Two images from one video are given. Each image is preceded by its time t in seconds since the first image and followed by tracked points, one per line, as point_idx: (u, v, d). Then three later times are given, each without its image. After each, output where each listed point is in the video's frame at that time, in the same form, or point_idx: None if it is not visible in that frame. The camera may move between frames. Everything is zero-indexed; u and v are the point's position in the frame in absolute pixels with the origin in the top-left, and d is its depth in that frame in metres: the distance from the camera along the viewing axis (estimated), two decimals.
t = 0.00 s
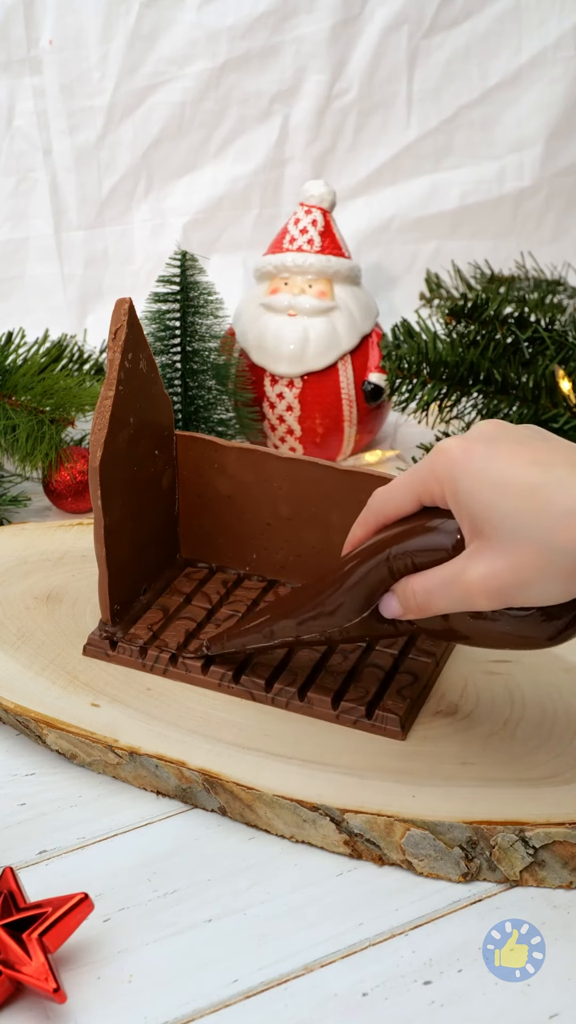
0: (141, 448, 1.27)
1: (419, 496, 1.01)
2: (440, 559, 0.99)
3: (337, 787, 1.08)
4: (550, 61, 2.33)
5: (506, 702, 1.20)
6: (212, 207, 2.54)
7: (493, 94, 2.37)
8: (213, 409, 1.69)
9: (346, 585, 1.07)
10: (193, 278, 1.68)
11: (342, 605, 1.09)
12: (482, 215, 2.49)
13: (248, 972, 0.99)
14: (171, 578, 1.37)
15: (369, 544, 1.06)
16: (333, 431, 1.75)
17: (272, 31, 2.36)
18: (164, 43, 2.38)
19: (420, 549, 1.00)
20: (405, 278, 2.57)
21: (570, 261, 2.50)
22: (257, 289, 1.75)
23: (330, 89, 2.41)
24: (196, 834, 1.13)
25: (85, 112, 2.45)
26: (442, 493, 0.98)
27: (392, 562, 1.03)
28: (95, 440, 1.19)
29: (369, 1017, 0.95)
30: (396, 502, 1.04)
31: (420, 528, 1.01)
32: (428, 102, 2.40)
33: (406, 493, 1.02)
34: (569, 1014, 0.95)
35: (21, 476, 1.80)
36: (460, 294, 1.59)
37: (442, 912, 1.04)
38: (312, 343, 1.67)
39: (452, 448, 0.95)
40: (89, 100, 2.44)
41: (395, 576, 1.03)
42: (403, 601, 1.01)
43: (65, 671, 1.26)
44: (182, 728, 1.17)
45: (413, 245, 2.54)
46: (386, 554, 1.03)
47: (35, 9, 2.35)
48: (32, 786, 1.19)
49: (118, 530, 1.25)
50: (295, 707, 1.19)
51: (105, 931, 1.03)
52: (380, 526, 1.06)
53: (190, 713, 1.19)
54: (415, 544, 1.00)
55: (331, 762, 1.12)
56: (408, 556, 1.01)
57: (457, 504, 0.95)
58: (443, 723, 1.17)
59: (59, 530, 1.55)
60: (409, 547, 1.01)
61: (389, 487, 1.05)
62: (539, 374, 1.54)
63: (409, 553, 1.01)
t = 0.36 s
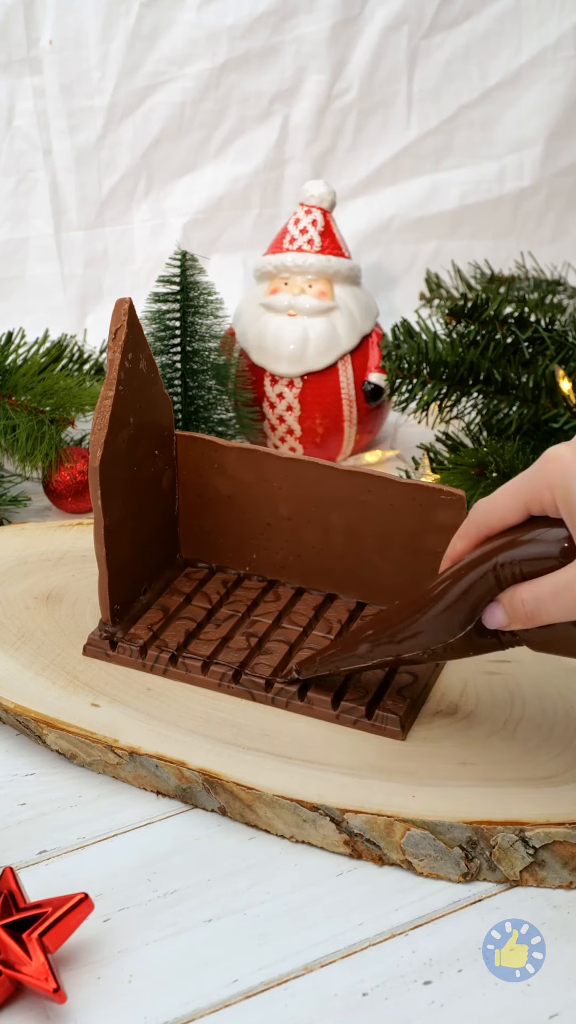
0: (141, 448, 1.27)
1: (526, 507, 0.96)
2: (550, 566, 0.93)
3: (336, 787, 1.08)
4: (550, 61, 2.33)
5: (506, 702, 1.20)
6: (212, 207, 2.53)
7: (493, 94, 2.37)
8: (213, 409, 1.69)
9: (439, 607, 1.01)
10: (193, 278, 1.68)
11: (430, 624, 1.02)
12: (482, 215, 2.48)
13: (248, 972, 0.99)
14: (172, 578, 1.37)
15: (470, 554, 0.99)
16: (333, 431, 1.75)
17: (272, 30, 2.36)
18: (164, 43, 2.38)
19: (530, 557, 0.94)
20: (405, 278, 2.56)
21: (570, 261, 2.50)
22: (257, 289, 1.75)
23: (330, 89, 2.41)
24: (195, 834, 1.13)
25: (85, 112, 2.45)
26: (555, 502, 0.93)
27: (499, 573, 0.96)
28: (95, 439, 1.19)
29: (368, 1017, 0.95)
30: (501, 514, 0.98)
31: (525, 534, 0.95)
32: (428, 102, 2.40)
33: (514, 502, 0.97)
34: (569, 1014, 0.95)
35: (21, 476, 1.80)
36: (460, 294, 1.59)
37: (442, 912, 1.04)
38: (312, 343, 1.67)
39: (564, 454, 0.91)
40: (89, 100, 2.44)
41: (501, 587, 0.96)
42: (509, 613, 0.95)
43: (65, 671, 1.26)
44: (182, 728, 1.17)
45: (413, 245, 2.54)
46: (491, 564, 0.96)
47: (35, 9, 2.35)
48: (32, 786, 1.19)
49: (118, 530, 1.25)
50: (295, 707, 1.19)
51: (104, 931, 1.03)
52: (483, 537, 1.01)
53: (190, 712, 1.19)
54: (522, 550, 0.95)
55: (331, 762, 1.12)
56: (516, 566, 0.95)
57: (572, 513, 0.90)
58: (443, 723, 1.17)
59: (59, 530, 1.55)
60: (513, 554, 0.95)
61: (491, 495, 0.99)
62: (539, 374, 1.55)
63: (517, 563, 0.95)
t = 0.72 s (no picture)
0: (141, 448, 1.27)
1: None
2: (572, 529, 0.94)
3: (336, 787, 1.08)
4: (550, 61, 2.34)
5: (506, 702, 1.20)
6: (212, 207, 2.53)
7: (493, 94, 2.37)
8: (213, 409, 1.69)
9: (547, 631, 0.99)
10: (193, 278, 1.68)
11: (532, 647, 1.00)
12: (482, 215, 2.49)
13: (248, 972, 0.99)
14: (171, 578, 1.37)
15: None
16: (333, 431, 1.75)
17: (272, 30, 2.36)
18: (164, 43, 2.38)
19: None
20: (405, 278, 2.56)
21: (570, 261, 2.50)
22: (257, 289, 1.75)
23: (330, 89, 2.41)
24: (195, 834, 1.13)
25: (85, 112, 2.45)
26: None
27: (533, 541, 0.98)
28: (95, 440, 1.19)
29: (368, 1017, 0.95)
30: None
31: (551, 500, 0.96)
32: (428, 102, 2.40)
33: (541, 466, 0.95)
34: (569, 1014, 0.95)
35: (21, 476, 1.79)
36: (460, 294, 1.59)
37: (442, 912, 1.04)
38: (312, 343, 1.67)
39: None
40: (90, 100, 2.44)
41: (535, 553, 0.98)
42: None
43: (65, 671, 1.26)
44: (182, 728, 1.17)
45: (413, 245, 2.53)
46: None
47: (35, 9, 2.35)
48: (32, 786, 1.19)
49: (118, 530, 1.25)
50: (295, 707, 1.19)
51: (104, 931, 1.03)
52: None
53: (190, 712, 1.19)
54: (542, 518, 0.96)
55: (332, 762, 1.12)
56: None
57: None
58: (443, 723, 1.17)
59: (59, 530, 1.55)
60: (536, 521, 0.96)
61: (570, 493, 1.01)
62: (539, 374, 1.56)
63: None
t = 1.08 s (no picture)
0: (141, 449, 1.27)
1: None
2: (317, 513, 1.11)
3: (336, 787, 1.08)
4: (550, 61, 2.34)
5: (506, 702, 1.20)
6: (212, 207, 2.53)
7: (493, 94, 2.37)
8: (213, 409, 1.69)
9: None
10: (193, 277, 1.68)
11: None
12: (482, 216, 2.48)
13: (248, 972, 0.99)
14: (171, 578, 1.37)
15: None
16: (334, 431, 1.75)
17: (272, 31, 2.36)
18: (164, 42, 2.38)
19: None
20: (405, 278, 2.56)
21: (570, 261, 2.50)
22: (257, 289, 1.75)
23: (330, 89, 2.41)
24: (196, 834, 1.13)
25: (85, 112, 2.45)
26: (317, 456, 1.08)
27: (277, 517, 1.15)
28: (95, 439, 1.19)
29: (368, 1017, 0.95)
30: None
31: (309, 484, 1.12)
32: (428, 102, 2.40)
33: (285, 454, 1.13)
34: (569, 1014, 0.95)
35: (21, 477, 1.79)
36: (460, 295, 1.61)
37: (442, 912, 1.04)
38: (312, 343, 1.67)
39: (326, 408, 1.04)
40: (90, 100, 2.44)
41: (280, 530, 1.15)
42: None
43: (65, 671, 1.26)
44: (182, 728, 1.17)
45: (413, 245, 2.53)
46: None
47: (36, 9, 2.35)
48: (32, 786, 1.19)
49: (118, 530, 1.25)
50: (295, 707, 1.19)
51: (105, 931, 1.03)
52: None
53: (190, 713, 1.19)
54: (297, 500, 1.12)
55: (332, 762, 1.12)
56: None
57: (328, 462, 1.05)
58: (443, 724, 1.17)
59: (59, 531, 1.55)
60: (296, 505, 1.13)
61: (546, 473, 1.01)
62: (539, 374, 1.54)
63: None
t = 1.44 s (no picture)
0: (141, 449, 1.27)
1: None
2: (403, 505, 1.05)
3: (335, 787, 1.08)
4: (550, 61, 2.34)
5: (506, 702, 1.20)
6: (212, 207, 2.53)
7: (493, 94, 2.37)
8: (213, 409, 1.69)
9: None
10: (193, 278, 1.68)
11: None
12: (482, 215, 2.48)
13: (248, 972, 0.99)
14: (171, 578, 1.37)
15: None
16: (333, 431, 1.75)
17: (272, 30, 2.36)
18: (164, 43, 2.38)
19: None
20: (405, 278, 2.56)
21: (570, 261, 2.50)
22: (257, 289, 1.75)
23: (330, 89, 2.41)
24: (196, 834, 1.13)
25: (85, 112, 2.45)
26: (401, 448, 1.03)
27: (358, 513, 1.09)
28: (95, 439, 1.19)
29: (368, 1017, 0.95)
30: None
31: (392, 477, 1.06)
32: (428, 102, 2.40)
33: (367, 448, 1.07)
34: (569, 1014, 0.95)
35: (21, 477, 1.79)
36: (461, 296, 1.59)
37: (442, 912, 1.04)
38: (312, 343, 1.67)
39: (406, 401, 0.99)
40: (90, 100, 2.44)
41: (362, 526, 1.10)
42: None
43: (65, 671, 1.26)
44: (182, 728, 1.17)
45: (413, 245, 2.53)
46: None
47: (36, 9, 2.35)
48: (32, 786, 1.19)
49: (118, 530, 1.25)
50: (295, 707, 1.19)
51: (104, 931, 1.03)
52: None
53: (190, 713, 1.19)
54: (378, 493, 1.07)
55: (331, 762, 1.12)
56: None
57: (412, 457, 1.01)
58: (444, 724, 1.17)
59: (59, 531, 1.55)
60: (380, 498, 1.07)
61: None
62: (539, 374, 1.55)
63: None
